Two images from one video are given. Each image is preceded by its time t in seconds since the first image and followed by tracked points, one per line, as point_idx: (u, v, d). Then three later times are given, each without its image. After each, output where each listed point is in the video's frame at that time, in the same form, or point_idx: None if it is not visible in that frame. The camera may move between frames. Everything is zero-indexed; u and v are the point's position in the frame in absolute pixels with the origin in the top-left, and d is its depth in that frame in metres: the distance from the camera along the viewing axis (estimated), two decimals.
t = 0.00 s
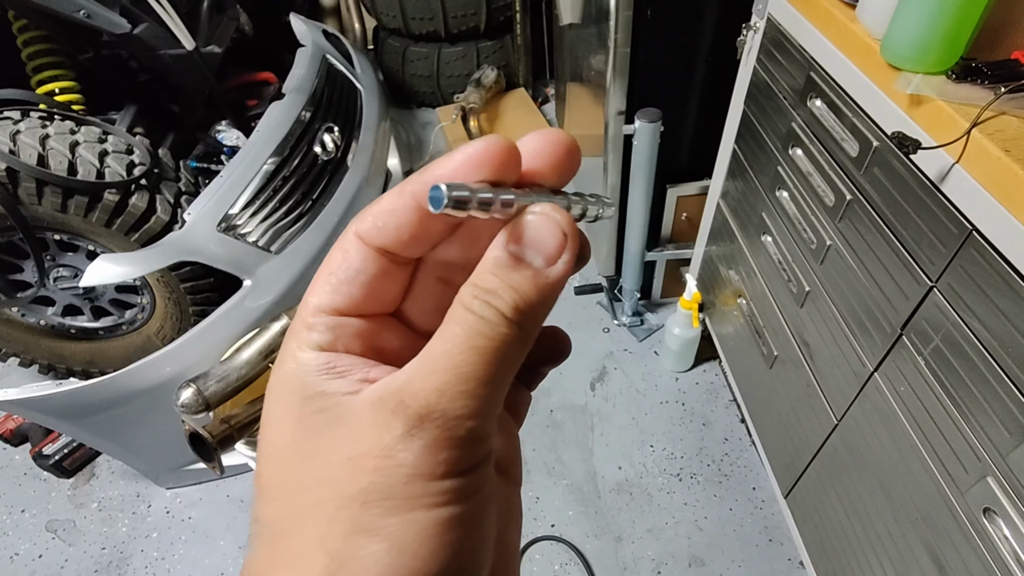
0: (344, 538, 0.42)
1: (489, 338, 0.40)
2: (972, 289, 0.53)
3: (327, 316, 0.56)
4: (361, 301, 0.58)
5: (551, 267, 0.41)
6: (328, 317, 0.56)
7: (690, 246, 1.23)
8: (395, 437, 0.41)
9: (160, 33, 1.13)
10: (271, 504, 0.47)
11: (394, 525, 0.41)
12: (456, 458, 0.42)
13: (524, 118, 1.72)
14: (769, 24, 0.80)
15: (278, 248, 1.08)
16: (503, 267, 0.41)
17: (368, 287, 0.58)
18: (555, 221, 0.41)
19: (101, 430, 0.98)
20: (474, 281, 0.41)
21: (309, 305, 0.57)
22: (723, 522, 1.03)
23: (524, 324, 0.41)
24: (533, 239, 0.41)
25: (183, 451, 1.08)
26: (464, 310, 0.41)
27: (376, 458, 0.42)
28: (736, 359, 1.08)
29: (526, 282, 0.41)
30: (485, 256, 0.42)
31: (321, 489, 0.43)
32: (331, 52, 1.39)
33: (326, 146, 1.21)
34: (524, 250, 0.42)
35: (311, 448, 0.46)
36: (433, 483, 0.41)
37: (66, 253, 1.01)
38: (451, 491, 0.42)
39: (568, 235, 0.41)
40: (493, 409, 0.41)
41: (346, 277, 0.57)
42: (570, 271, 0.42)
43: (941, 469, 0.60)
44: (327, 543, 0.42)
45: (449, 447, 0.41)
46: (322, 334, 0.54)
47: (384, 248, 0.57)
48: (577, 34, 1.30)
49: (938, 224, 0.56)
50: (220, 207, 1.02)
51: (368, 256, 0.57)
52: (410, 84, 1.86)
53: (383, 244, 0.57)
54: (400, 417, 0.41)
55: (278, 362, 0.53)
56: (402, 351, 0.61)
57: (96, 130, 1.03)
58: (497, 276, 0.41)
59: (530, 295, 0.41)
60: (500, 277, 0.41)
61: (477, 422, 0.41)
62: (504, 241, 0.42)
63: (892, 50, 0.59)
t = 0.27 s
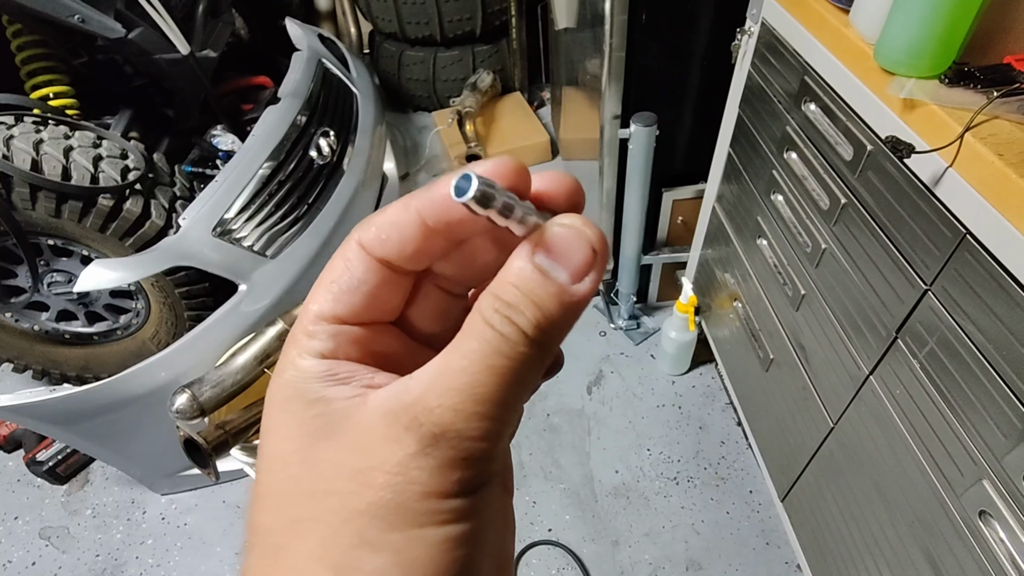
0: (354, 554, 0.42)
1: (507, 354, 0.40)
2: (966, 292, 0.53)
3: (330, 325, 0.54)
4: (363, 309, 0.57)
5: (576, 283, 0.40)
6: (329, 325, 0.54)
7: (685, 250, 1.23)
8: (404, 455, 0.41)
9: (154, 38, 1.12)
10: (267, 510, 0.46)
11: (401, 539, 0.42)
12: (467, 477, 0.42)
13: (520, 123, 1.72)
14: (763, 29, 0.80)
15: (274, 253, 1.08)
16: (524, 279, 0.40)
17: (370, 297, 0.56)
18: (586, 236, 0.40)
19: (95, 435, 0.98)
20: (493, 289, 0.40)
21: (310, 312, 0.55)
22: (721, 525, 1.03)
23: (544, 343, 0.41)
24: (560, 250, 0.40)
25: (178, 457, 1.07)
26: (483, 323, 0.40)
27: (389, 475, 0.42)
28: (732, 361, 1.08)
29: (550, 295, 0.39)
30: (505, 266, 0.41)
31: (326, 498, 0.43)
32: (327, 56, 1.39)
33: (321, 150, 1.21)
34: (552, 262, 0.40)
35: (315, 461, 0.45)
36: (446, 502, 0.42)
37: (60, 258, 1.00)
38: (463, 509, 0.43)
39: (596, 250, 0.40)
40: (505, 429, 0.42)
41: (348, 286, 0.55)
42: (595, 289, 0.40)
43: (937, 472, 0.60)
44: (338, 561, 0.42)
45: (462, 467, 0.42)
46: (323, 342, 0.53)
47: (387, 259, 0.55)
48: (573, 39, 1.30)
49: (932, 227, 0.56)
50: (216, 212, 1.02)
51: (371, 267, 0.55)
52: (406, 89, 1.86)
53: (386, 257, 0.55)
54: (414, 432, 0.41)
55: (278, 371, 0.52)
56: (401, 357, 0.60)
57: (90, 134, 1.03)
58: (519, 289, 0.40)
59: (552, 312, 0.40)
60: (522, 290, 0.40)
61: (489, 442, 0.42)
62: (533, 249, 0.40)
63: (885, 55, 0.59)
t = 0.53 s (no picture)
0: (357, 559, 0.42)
1: (519, 364, 0.40)
2: (962, 294, 0.53)
3: (329, 326, 0.54)
4: (362, 311, 0.56)
5: (596, 298, 0.39)
6: (329, 327, 0.54)
7: (683, 251, 1.23)
8: (410, 460, 0.41)
9: (151, 40, 1.12)
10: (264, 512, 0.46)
11: (404, 544, 0.42)
12: (471, 486, 0.43)
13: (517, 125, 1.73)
14: (759, 31, 0.81)
15: (270, 255, 1.08)
16: (536, 296, 0.40)
17: (369, 300, 0.56)
18: (606, 250, 0.38)
19: (91, 438, 0.97)
20: (509, 297, 0.40)
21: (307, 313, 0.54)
22: (719, 527, 1.03)
23: (555, 354, 0.41)
24: (579, 267, 0.38)
25: (175, 460, 1.07)
26: (496, 329, 0.40)
27: (396, 480, 0.42)
28: (729, 363, 1.08)
29: (565, 306, 0.40)
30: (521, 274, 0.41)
31: (327, 502, 0.43)
32: (324, 59, 1.39)
33: (318, 152, 1.21)
34: (571, 275, 0.38)
35: (318, 464, 0.45)
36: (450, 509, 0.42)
37: (56, 261, 1.00)
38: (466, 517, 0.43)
39: (619, 268, 0.38)
40: (510, 441, 0.42)
41: (347, 289, 0.55)
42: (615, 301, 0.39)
43: (933, 472, 0.60)
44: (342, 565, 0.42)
45: (466, 474, 0.42)
46: (323, 343, 0.52)
47: (385, 262, 0.55)
48: (570, 41, 1.30)
49: (928, 229, 0.56)
50: (212, 214, 1.02)
51: (368, 273, 0.55)
52: (403, 91, 1.86)
53: (383, 261, 0.54)
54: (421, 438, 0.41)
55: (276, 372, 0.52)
56: (401, 357, 0.59)
57: (86, 137, 1.03)
58: (534, 299, 0.40)
59: (565, 323, 0.40)
60: (537, 301, 0.40)
61: (494, 452, 0.42)
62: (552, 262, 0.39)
63: (881, 57, 0.59)
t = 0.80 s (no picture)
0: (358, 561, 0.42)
1: (523, 368, 0.39)
2: (960, 295, 0.53)
3: (330, 327, 0.53)
4: (363, 312, 0.56)
5: (599, 301, 0.40)
6: (330, 328, 0.54)
7: (681, 252, 1.23)
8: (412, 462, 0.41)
9: (149, 40, 1.12)
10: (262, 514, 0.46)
11: (406, 548, 0.41)
12: (474, 490, 0.42)
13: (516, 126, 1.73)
14: (757, 32, 0.81)
15: (268, 256, 1.08)
16: (540, 298, 0.40)
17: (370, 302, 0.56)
18: (610, 255, 0.39)
19: (88, 440, 0.97)
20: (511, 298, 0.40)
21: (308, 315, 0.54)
22: (717, 528, 1.03)
23: (557, 358, 0.41)
24: (583, 270, 0.40)
25: (172, 461, 1.07)
26: (498, 333, 0.40)
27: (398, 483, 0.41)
28: (727, 363, 1.08)
29: (567, 308, 0.40)
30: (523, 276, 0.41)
31: (327, 505, 0.43)
32: (322, 59, 1.39)
33: (316, 153, 1.21)
34: (574, 278, 0.40)
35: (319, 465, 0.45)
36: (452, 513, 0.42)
37: (53, 262, 0.99)
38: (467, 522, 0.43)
39: (622, 271, 0.40)
40: (511, 446, 0.42)
41: (348, 290, 0.54)
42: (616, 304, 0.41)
43: (931, 473, 0.60)
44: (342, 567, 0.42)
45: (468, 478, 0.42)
46: (324, 345, 0.52)
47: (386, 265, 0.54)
48: (568, 42, 1.30)
49: (926, 230, 0.56)
50: (210, 215, 1.02)
51: (369, 275, 0.54)
52: (401, 91, 1.86)
53: (383, 264, 0.54)
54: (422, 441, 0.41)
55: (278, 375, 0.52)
56: (400, 358, 0.59)
57: (83, 138, 1.03)
58: (538, 302, 0.40)
59: (568, 327, 0.40)
60: (540, 304, 0.40)
61: (497, 457, 0.42)
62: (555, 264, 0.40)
63: (879, 58, 0.59)
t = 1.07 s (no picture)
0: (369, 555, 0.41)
1: (533, 365, 0.40)
2: (959, 294, 0.53)
3: (342, 326, 0.53)
4: (377, 312, 0.56)
5: (608, 299, 0.40)
6: (342, 327, 0.54)
7: (680, 251, 1.24)
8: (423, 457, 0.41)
9: (148, 39, 1.12)
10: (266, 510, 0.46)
11: (415, 545, 0.41)
12: (483, 487, 0.43)
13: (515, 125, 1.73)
14: (756, 32, 0.81)
15: (268, 255, 1.08)
16: (551, 292, 0.40)
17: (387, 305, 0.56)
18: (619, 252, 0.39)
19: (87, 439, 0.97)
20: (522, 295, 0.40)
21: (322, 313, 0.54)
22: (716, 528, 1.03)
23: (566, 355, 0.41)
24: (594, 262, 0.39)
25: (171, 461, 1.07)
26: (508, 330, 0.40)
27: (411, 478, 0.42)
28: (726, 362, 1.08)
29: (577, 306, 0.39)
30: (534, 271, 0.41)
31: (330, 503, 0.43)
32: (322, 59, 1.39)
33: (316, 152, 1.22)
34: (582, 275, 0.39)
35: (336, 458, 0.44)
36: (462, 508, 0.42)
37: (52, 261, 0.99)
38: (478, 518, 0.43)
39: (632, 266, 0.40)
40: (520, 442, 0.43)
41: (363, 290, 0.54)
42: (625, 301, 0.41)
43: (930, 472, 0.60)
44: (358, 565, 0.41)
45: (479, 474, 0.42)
46: (335, 344, 0.52)
47: (404, 265, 0.54)
48: (567, 41, 1.30)
49: (924, 229, 0.56)
50: (209, 214, 1.02)
51: (386, 275, 0.54)
52: (401, 91, 1.86)
53: (400, 264, 0.54)
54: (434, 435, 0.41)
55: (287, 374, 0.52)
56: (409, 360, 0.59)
57: (83, 137, 1.03)
58: (548, 299, 0.40)
59: (578, 324, 0.40)
60: (550, 300, 0.40)
61: (505, 453, 0.42)
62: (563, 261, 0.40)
63: (878, 57, 0.59)
